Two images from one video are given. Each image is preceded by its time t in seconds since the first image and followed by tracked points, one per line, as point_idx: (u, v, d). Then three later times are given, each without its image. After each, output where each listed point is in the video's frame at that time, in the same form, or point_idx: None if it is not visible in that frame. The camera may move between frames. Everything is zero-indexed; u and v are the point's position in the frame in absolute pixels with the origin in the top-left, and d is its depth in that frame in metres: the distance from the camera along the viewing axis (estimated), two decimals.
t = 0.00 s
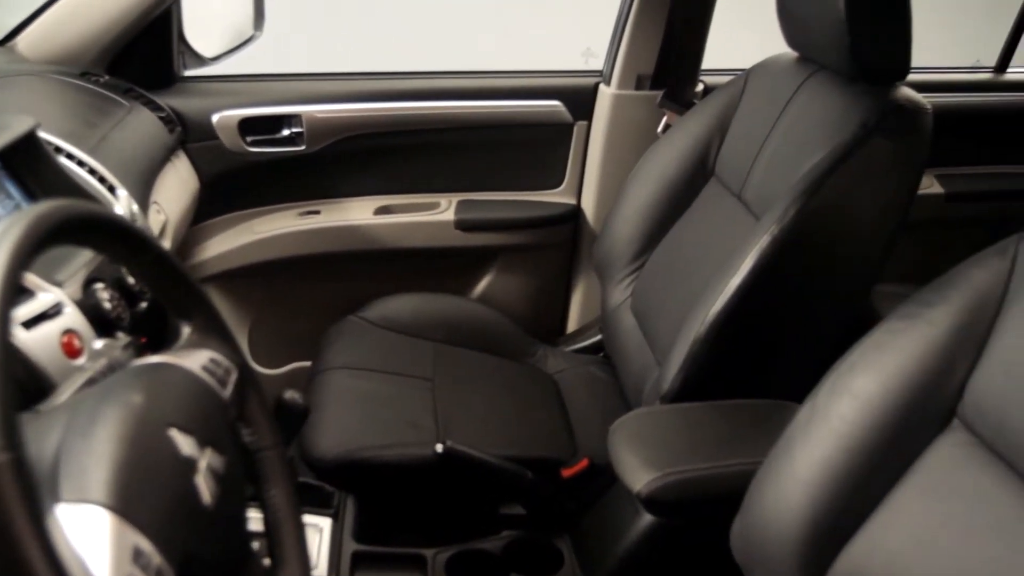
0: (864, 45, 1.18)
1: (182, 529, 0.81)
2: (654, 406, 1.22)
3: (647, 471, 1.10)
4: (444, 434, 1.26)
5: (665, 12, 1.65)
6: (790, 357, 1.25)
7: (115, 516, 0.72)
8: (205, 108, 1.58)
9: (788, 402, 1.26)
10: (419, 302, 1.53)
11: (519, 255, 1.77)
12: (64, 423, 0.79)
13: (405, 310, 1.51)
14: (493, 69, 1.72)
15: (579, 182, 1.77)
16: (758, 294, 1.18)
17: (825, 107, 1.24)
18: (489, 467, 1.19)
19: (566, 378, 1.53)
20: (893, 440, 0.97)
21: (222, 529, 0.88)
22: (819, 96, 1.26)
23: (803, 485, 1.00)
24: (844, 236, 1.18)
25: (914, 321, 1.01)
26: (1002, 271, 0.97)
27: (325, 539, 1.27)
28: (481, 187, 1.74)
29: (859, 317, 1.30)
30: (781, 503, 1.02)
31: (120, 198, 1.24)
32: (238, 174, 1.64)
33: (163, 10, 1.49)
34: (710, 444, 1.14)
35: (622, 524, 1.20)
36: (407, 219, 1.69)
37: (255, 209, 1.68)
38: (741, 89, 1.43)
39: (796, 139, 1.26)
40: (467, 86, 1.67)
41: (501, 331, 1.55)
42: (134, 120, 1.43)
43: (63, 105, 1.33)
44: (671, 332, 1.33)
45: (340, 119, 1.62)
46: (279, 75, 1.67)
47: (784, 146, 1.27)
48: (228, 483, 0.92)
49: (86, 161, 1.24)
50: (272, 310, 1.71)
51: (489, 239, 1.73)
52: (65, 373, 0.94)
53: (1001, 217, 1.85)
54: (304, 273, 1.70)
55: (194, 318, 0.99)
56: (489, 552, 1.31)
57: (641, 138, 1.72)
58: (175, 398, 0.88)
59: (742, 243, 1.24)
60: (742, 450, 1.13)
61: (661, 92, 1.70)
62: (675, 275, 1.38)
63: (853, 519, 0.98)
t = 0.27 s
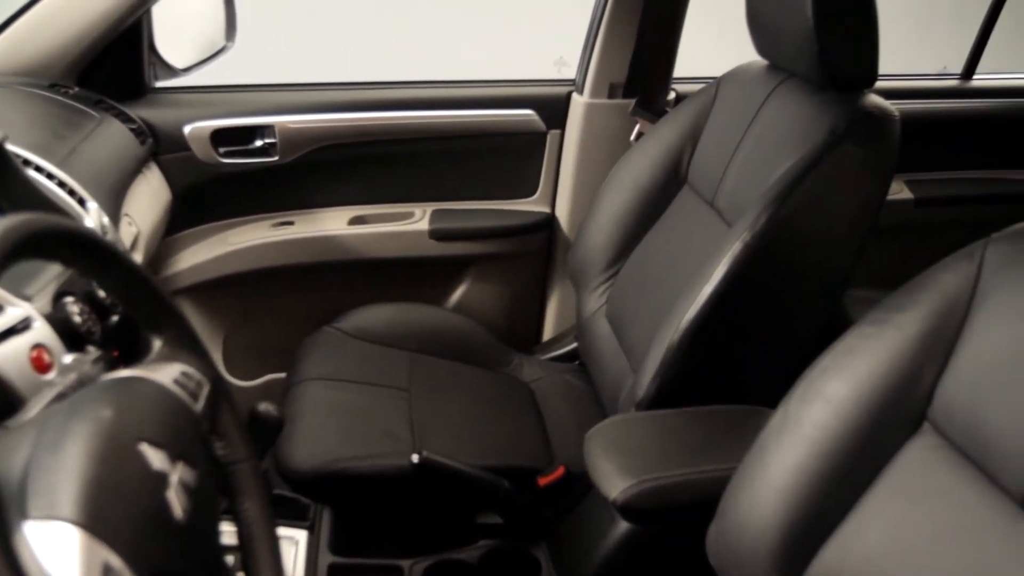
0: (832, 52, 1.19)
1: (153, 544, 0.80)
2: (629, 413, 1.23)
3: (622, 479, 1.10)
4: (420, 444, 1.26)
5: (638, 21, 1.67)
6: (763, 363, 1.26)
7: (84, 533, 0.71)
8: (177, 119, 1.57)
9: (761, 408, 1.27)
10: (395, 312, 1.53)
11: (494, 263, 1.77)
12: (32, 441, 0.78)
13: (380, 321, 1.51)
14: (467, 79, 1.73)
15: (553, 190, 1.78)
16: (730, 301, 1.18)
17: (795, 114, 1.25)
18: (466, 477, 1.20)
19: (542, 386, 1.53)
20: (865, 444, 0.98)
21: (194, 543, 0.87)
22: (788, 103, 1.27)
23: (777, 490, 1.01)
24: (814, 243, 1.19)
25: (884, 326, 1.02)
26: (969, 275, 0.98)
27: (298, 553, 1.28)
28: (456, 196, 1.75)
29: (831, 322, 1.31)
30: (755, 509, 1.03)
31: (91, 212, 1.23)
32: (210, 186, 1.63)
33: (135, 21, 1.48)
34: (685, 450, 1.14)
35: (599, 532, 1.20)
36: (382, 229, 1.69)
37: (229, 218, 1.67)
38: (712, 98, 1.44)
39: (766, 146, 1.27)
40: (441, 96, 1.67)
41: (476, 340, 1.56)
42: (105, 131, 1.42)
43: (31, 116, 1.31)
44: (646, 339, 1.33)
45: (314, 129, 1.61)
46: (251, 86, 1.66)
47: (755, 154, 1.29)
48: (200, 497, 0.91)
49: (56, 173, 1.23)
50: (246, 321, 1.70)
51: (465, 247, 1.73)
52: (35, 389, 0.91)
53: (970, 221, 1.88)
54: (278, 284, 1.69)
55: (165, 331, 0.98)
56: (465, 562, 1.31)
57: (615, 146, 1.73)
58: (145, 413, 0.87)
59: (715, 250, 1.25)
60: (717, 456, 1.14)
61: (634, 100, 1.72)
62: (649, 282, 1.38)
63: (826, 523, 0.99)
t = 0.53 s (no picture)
0: (801, 60, 1.20)
1: (124, 560, 0.79)
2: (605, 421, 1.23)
3: (598, 486, 1.10)
4: (395, 455, 1.25)
5: (607, 33, 1.70)
6: (736, 369, 1.27)
7: (53, 550, 0.70)
8: (148, 130, 1.55)
9: (734, 413, 1.28)
10: (370, 323, 1.52)
11: (468, 273, 1.78)
12: None
13: (355, 331, 1.50)
14: (441, 89, 1.73)
15: (527, 199, 1.80)
16: (703, 308, 1.19)
17: (765, 122, 1.26)
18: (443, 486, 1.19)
19: (518, 395, 1.54)
20: (837, 448, 0.98)
21: (165, 559, 0.87)
22: (759, 111, 1.29)
23: (751, 495, 1.01)
24: (786, 249, 1.20)
25: (855, 331, 1.03)
26: (937, 280, 1.00)
27: (274, 565, 1.29)
28: (430, 205, 1.75)
29: (802, 329, 1.33)
30: (729, 515, 1.03)
31: (60, 225, 1.22)
32: (183, 198, 1.61)
33: (105, 32, 1.46)
34: (660, 457, 1.15)
35: (575, 541, 1.20)
36: (356, 240, 1.69)
37: (202, 228, 1.65)
38: (684, 106, 1.45)
39: (737, 154, 1.28)
40: (415, 106, 1.68)
41: (452, 350, 1.56)
42: (75, 143, 1.40)
43: None
44: (620, 347, 1.34)
45: (287, 140, 1.60)
46: (223, 96, 1.65)
47: (726, 162, 1.30)
48: (171, 511, 0.90)
49: (25, 187, 1.22)
50: (220, 334, 1.69)
51: (439, 256, 1.74)
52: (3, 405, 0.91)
53: (938, 226, 1.90)
54: (253, 295, 1.69)
55: (135, 344, 0.97)
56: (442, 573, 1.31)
57: (587, 155, 1.75)
58: (116, 428, 0.86)
59: (688, 257, 1.26)
60: (692, 462, 1.14)
61: (606, 109, 1.74)
62: (623, 290, 1.39)
63: (799, 528, 1.00)
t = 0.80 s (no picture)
0: (770, 68, 1.21)
1: None
2: (581, 429, 1.23)
3: (575, 495, 1.10)
4: (372, 466, 1.25)
5: (580, 43, 1.70)
6: (709, 376, 1.27)
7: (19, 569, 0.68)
8: (118, 142, 1.54)
9: (707, 419, 1.29)
10: (345, 334, 1.52)
11: (443, 282, 1.79)
12: None
13: (330, 342, 1.50)
14: (414, 99, 1.73)
15: (501, 208, 1.80)
16: (676, 315, 1.19)
17: (736, 130, 1.27)
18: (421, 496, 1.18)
19: (494, 404, 1.54)
20: (810, 453, 0.99)
21: None
22: (729, 119, 1.30)
23: (725, 502, 1.02)
24: (758, 256, 1.21)
25: (826, 336, 1.03)
26: (906, 284, 1.01)
27: None
28: (404, 215, 1.76)
29: (774, 335, 1.34)
30: (704, 522, 1.03)
31: (29, 238, 1.20)
32: (155, 210, 1.60)
33: (74, 43, 1.44)
34: (635, 464, 1.15)
35: (552, 549, 1.20)
36: (330, 251, 1.69)
37: (174, 240, 1.64)
38: (656, 114, 1.46)
39: (709, 162, 1.29)
40: (388, 116, 1.68)
41: (427, 360, 1.56)
42: (45, 155, 1.39)
43: None
44: (595, 355, 1.34)
45: (260, 151, 1.60)
46: (194, 107, 1.64)
47: (698, 169, 1.31)
48: (143, 527, 0.89)
49: None
50: (194, 347, 1.68)
51: (414, 266, 1.74)
52: None
53: (907, 231, 1.93)
54: (226, 307, 1.68)
55: (105, 358, 0.95)
56: None
57: (560, 164, 1.76)
58: (86, 444, 0.86)
59: (661, 265, 1.27)
60: (667, 470, 1.15)
61: (578, 118, 1.75)
62: (598, 298, 1.39)
63: (774, 534, 1.00)
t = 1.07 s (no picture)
0: (739, 76, 1.23)
1: None
2: (555, 437, 1.24)
3: (548, 503, 1.10)
4: (345, 477, 1.24)
5: (550, 52, 1.72)
6: (681, 382, 1.28)
7: None
8: (86, 154, 1.53)
9: (679, 425, 1.30)
10: (318, 344, 1.51)
11: (417, 291, 1.79)
12: None
13: (303, 353, 1.49)
14: (386, 109, 1.73)
15: (474, 217, 1.81)
16: (648, 322, 1.20)
17: (706, 137, 1.28)
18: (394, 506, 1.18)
19: (468, 413, 1.54)
20: (781, 458, 1.00)
21: None
22: (699, 127, 1.31)
23: (698, 508, 1.02)
24: (728, 262, 1.22)
25: (794, 342, 1.04)
26: (874, 289, 1.02)
27: None
28: (377, 225, 1.76)
29: (745, 341, 1.35)
30: (677, 529, 1.04)
31: None
32: (125, 222, 1.59)
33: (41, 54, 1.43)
34: (607, 472, 1.15)
35: (527, 557, 1.20)
36: (302, 261, 1.68)
37: (146, 252, 1.63)
38: (626, 122, 1.47)
39: (679, 169, 1.30)
40: (360, 126, 1.68)
41: (401, 369, 1.55)
42: (12, 167, 1.37)
43: None
44: (569, 362, 1.35)
45: (231, 162, 1.60)
46: (164, 118, 1.63)
47: (668, 177, 1.31)
48: (111, 544, 0.88)
49: None
50: (165, 359, 1.67)
51: (387, 276, 1.74)
52: None
53: (876, 236, 1.96)
54: (199, 318, 1.67)
55: (72, 371, 0.93)
56: None
57: (532, 172, 1.77)
58: (53, 459, 0.84)
59: (632, 272, 1.27)
60: (639, 476, 1.15)
61: (549, 126, 1.76)
62: (571, 305, 1.40)
63: (746, 540, 1.01)
